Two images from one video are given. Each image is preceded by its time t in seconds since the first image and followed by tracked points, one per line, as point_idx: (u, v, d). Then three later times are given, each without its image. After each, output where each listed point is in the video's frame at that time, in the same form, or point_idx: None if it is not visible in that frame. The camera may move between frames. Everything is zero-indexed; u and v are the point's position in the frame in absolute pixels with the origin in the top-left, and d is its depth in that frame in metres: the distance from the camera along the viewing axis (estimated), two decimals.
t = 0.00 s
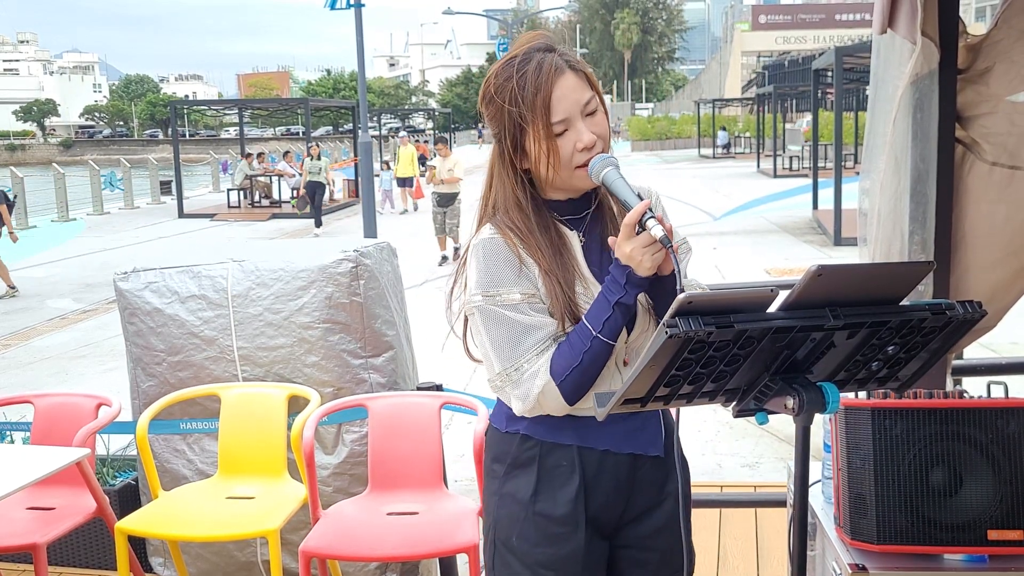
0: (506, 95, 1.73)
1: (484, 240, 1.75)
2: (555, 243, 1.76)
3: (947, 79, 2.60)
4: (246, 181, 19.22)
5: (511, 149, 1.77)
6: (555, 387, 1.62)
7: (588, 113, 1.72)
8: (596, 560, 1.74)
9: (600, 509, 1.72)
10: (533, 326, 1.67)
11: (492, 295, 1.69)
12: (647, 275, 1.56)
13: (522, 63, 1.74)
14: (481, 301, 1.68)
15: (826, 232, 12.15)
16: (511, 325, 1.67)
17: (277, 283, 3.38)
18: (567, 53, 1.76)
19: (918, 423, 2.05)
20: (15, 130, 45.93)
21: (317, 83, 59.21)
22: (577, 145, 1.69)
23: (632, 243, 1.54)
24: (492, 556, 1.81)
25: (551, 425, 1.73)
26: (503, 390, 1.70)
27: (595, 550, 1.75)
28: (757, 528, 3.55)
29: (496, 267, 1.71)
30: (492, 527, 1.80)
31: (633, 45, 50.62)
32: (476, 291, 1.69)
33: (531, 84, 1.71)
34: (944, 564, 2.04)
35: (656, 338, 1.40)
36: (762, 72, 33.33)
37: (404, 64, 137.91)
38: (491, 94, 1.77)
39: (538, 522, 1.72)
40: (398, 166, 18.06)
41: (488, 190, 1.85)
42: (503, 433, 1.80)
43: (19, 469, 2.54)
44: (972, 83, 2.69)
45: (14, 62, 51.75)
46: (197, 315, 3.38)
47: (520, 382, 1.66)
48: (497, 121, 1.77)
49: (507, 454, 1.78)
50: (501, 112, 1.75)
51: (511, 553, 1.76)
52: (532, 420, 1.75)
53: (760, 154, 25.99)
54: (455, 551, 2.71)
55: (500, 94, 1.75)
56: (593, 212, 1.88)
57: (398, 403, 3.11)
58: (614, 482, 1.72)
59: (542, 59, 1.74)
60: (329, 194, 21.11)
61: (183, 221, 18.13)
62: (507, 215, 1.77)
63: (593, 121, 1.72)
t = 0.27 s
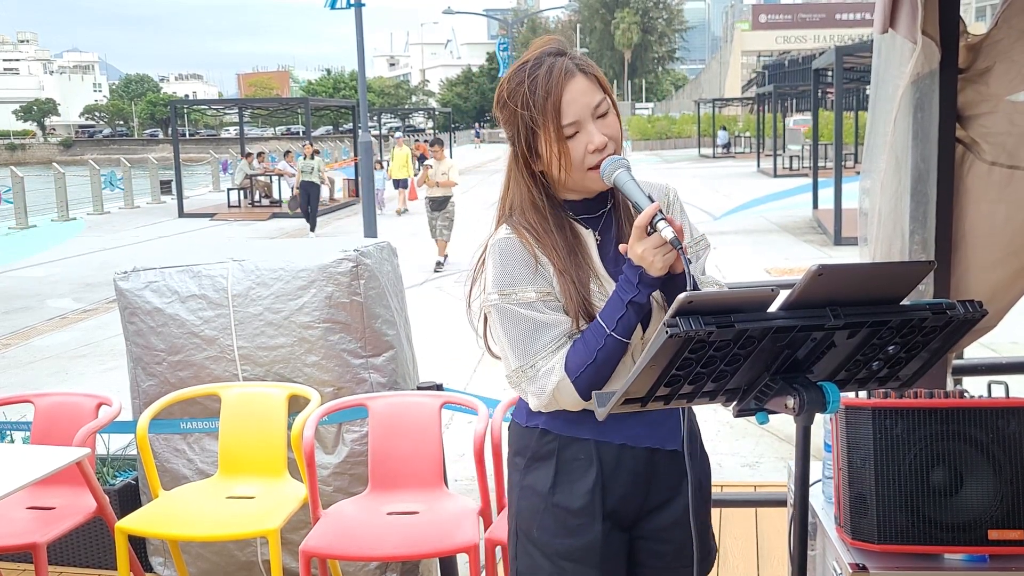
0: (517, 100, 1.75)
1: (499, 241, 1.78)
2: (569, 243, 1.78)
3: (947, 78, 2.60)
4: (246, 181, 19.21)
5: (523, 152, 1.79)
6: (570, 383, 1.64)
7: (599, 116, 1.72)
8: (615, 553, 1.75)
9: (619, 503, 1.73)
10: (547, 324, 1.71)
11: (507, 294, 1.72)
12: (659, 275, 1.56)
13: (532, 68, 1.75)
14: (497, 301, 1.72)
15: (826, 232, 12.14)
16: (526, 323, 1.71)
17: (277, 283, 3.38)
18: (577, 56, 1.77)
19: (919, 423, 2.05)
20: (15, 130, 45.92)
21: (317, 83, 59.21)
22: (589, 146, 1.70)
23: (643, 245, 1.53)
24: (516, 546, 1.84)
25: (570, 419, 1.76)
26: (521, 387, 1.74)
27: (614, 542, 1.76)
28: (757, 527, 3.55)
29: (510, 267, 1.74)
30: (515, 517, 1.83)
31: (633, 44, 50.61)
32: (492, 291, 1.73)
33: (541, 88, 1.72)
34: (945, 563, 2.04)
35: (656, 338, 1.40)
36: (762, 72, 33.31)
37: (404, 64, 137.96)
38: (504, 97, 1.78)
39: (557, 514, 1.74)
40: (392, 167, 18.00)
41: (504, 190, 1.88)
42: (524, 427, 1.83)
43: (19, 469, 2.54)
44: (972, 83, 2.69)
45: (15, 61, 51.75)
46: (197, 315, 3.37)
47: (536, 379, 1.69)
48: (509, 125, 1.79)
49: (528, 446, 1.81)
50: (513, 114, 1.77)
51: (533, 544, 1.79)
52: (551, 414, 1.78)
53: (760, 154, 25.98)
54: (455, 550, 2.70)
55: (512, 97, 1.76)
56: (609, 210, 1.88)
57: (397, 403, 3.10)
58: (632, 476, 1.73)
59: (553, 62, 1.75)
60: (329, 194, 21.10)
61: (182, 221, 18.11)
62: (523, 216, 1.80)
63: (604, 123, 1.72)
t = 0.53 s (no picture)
0: (548, 94, 1.74)
1: (514, 238, 1.78)
2: (581, 243, 1.78)
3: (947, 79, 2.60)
4: (246, 181, 19.23)
5: (545, 148, 1.78)
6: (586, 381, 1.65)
7: (625, 118, 1.73)
8: (632, 550, 1.75)
9: (635, 500, 1.73)
10: (561, 323, 1.71)
11: (520, 294, 1.73)
12: (675, 273, 1.57)
13: (564, 64, 1.74)
14: (511, 301, 1.72)
15: (826, 232, 12.14)
16: (540, 322, 1.72)
17: (277, 283, 3.38)
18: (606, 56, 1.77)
19: (918, 422, 2.05)
20: (15, 130, 45.91)
21: (318, 83, 59.21)
22: (614, 148, 1.71)
23: (661, 243, 1.54)
24: (535, 543, 1.85)
25: (585, 417, 1.76)
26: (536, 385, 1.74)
27: (631, 539, 1.75)
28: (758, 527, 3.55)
29: (526, 265, 1.75)
30: (533, 513, 1.84)
31: (634, 44, 50.62)
32: (506, 291, 1.73)
33: (577, 84, 1.71)
34: (944, 563, 2.04)
35: (655, 338, 1.40)
36: (762, 72, 33.30)
37: (404, 64, 138.00)
38: (533, 90, 1.76)
39: (573, 510, 1.75)
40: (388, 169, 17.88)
41: (517, 186, 1.87)
42: (543, 425, 1.83)
43: (20, 469, 2.54)
44: (972, 83, 2.69)
45: (15, 61, 51.76)
46: (197, 315, 3.37)
47: (551, 378, 1.70)
48: (535, 118, 1.78)
49: (545, 444, 1.81)
50: (542, 108, 1.75)
51: (550, 539, 1.79)
52: (568, 412, 1.78)
53: (760, 155, 25.98)
54: (456, 550, 2.70)
55: (542, 91, 1.75)
56: (621, 210, 1.89)
57: (397, 403, 3.10)
58: (648, 472, 1.73)
59: (588, 61, 1.74)
60: (329, 194, 21.10)
61: (182, 221, 18.11)
62: (536, 213, 1.80)
63: (629, 125, 1.73)
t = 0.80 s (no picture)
0: (576, 92, 1.73)
1: (533, 237, 1.78)
2: (598, 242, 1.79)
3: (947, 79, 2.60)
4: (246, 181, 19.23)
5: (568, 146, 1.78)
6: (606, 379, 1.65)
7: (648, 121, 1.75)
8: (644, 546, 1.76)
9: (649, 498, 1.74)
10: (580, 322, 1.71)
11: (539, 294, 1.72)
12: (698, 274, 1.59)
13: (592, 62, 1.74)
14: (530, 301, 1.72)
15: (826, 232, 12.14)
16: (559, 321, 1.71)
17: (276, 283, 3.38)
18: (631, 57, 1.78)
19: (918, 422, 2.05)
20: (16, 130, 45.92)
21: (318, 83, 59.23)
22: (638, 150, 1.73)
23: (686, 244, 1.57)
24: (545, 541, 1.84)
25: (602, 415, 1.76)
26: (554, 385, 1.74)
27: (644, 536, 1.76)
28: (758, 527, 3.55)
29: (545, 265, 1.74)
30: (544, 512, 1.83)
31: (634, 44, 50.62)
32: (525, 291, 1.73)
33: (606, 85, 1.71)
34: (945, 563, 2.04)
35: (656, 338, 1.40)
36: (762, 72, 33.30)
37: (405, 64, 138.02)
38: (559, 88, 1.76)
39: (588, 507, 1.74)
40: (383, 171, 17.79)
41: (531, 183, 1.86)
42: (554, 423, 1.83)
43: (20, 469, 2.54)
44: (972, 83, 2.69)
45: (15, 61, 51.77)
46: (197, 315, 3.37)
47: (570, 377, 1.70)
48: (560, 115, 1.77)
49: (557, 442, 1.81)
50: (569, 105, 1.74)
51: (563, 536, 1.79)
52: (582, 410, 1.78)
53: (760, 155, 25.97)
54: (456, 550, 2.71)
55: (569, 90, 1.74)
56: (631, 211, 1.91)
57: (397, 403, 3.10)
58: (662, 469, 1.74)
59: (616, 61, 1.74)
60: (329, 194, 21.10)
61: (183, 222, 18.11)
62: (553, 211, 1.79)
63: (652, 129, 1.75)
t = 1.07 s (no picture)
0: (588, 89, 1.73)
1: (545, 236, 1.77)
2: (609, 240, 1.79)
3: (948, 78, 2.60)
4: (246, 180, 19.20)
5: (580, 144, 1.77)
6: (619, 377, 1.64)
7: (659, 119, 1.76)
8: (652, 544, 1.76)
9: (658, 496, 1.74)
10: (594, 320, 1.70)
11: (552, 292, 1.72)
12: (713, 272, 1.59)
13: (604, 60, 1.74)
14: (543, 299, 1.72)
15: (826, 232, 12.12)
16: (573, 319, 1.70)
17: (277, 282, 3.38)
18: (641, 56, 1.78)
19: (918, 422, 2.05)
20: (15, 129, 45.86)
21: (318, 83, 59.18)
22: (649, 148, 1.73)
23: (701, 242, 1.57)
24: (551, 539, 1.84)
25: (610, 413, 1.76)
26: (566, 383, 1.73)
27: (652, 533, 1.76)
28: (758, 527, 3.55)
29: (558, 263, 1.73)
30: (550, 510, 1.83)
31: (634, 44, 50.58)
32: (538, 289, 1.72)
33: (618, 83, 1.71)
34: (945, 563, 2.04)
35: (657, 338, 1.40)
36: (762, 72, 33.27)
37: (405, 64, 137.97)
38: (572, 84, 1.75)
39: (596, 505, 1.74)
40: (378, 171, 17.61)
41: (541, 183, 1.85)
42: (561, 422, 1.82)
43: (20, 468, 2.54)
44: (973, 82, 2.69)
45: (16, 61, 51.71)
46: (197, 315, 3.37)
47: (585, 375, 1.69)
48: (572, 113, 1.76)
49: (564, 441, 1.81)
50: (582, 103, 1.74)
51: (570, 534, 1.79)
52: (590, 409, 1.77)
53: (760, 155, 25.94)
54: (456, 550, 2.71)
55: (582, 87, 1.74)
56: (638, 211, 1.91)
57: (397, 403, 3.10)
58: (670, 467, 1.74)
59: (627, 60, 1.74)
60: (329, 194, 21.07)
61: (182, 221, 18.08)
62: (564, 210, 1.78)
63: (663, 127, 1.76)
